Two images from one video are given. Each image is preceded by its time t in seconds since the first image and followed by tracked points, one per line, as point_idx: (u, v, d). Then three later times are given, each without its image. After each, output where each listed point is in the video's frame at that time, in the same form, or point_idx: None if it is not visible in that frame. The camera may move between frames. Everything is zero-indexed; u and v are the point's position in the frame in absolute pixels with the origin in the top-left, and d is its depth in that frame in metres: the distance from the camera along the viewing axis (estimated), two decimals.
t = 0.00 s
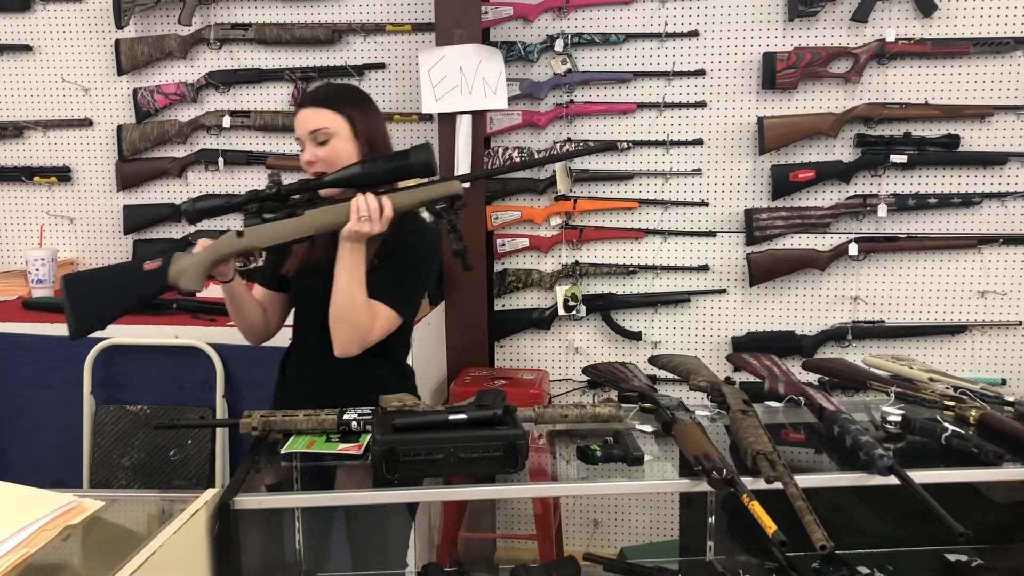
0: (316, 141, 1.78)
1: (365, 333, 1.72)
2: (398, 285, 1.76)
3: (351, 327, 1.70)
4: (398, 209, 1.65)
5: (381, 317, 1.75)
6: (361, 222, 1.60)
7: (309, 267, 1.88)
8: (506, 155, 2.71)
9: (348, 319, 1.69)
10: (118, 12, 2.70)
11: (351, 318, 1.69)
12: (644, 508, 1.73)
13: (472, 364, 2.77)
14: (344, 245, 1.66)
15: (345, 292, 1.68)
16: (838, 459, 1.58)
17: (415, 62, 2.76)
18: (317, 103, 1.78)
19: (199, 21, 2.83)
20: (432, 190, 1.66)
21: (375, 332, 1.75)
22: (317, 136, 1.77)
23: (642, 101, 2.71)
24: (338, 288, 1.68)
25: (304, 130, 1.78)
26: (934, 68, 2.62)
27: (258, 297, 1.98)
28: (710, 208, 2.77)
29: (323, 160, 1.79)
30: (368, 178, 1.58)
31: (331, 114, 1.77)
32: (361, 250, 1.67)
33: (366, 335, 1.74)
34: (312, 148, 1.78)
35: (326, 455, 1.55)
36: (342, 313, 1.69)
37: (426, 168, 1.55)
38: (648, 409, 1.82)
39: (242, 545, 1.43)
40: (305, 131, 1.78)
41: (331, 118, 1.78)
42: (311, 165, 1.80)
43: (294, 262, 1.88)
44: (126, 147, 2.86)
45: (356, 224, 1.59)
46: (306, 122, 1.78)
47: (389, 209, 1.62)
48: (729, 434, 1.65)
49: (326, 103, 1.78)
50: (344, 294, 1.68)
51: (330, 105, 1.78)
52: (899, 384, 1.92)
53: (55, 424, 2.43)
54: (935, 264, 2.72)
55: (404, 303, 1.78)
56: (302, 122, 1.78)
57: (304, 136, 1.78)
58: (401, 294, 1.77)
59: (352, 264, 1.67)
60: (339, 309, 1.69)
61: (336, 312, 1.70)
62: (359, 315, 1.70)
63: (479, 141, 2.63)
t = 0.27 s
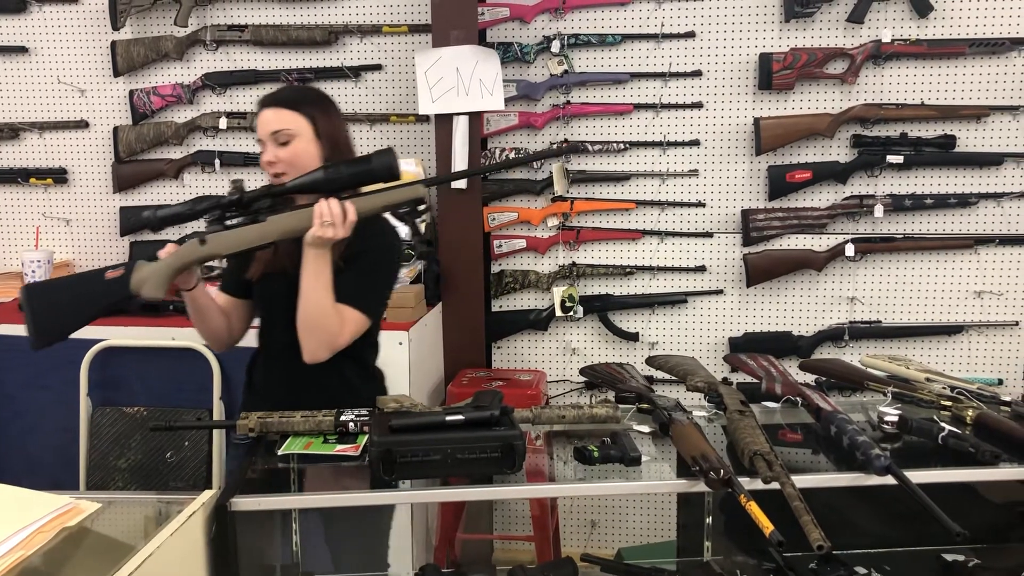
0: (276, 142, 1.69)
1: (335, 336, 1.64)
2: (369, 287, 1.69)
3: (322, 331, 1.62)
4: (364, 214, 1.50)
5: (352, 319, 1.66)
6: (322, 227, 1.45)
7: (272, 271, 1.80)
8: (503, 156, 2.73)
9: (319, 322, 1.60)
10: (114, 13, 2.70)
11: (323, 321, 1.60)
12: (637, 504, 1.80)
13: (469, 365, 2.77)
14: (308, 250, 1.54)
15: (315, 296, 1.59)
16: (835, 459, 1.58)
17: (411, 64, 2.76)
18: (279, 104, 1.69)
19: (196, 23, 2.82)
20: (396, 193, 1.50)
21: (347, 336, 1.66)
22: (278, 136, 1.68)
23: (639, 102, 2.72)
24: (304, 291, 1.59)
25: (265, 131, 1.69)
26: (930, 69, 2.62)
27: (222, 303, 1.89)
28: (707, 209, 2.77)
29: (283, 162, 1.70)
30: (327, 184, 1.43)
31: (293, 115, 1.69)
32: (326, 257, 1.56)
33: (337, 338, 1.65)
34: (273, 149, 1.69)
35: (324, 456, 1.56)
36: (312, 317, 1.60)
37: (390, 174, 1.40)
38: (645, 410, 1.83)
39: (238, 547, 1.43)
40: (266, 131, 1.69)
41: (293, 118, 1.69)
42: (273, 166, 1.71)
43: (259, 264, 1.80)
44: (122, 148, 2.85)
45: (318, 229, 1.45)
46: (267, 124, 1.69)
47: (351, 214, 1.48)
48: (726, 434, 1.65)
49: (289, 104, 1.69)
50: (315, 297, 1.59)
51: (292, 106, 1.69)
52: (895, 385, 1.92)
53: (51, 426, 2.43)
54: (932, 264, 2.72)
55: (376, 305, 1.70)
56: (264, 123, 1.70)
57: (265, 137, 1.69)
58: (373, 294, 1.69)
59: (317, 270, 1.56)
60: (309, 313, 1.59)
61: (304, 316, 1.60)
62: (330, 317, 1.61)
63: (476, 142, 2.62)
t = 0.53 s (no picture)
0: (202, 146, 1.68)
1: (252, 352, 1.69)
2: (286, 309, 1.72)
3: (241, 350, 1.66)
4: (280, 231, 1.47)
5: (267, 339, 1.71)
6: (240, 246, 1.41)
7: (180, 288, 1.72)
8: (502, 157, 2.74)
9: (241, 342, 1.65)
10: (114, 13, 2.70)
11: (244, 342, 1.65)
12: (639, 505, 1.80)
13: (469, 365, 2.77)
14: (222, 271, 1.53)
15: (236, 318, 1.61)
16: (836, 459, 1.58)
17: (411, 64, 2.77)
18: (201, 110, 1.70)
19: (195, 23, 2.82)
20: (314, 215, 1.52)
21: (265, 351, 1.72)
22: (208, 142, 1.68)
23: (639, 102, 2.72)
24: (221, 310, 1.60)
25: (194, 136, 1.67)
26: (929, 69, 2.62)
27: (109, 318, 1.78)
28: (707, 209, 2.77)
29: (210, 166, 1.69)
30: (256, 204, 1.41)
31: (220, 120, 1.70)
32: (241, 275, 1.56)
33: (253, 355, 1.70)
34: (200, 153, 1.68)
35: (324, 456, 1.56)
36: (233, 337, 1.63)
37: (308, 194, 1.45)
38: (645, 410, 1.83)
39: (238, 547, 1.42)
40: (197, 136, 1.67)
41: (221, 122, 1.70)
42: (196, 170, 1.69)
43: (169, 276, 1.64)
44: (122, 148, 2.85)
45: (234, 248, 1.41)
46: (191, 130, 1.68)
47: (269, 233, 1.44)
48: (727, 435, 1.65)
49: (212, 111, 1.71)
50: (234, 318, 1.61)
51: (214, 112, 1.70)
52: (895, 384, 1.92)
53: (52, 426, 2.42)
54: (931, 264, 2.73)
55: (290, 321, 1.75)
56: (185, 130, 1.68)
57: (192, 142, 1.67)
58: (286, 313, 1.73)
59: (233, 289, 1.57)
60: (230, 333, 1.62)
61: (221, 338, 1.63)
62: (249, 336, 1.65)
63: (475, 142, 2.62)
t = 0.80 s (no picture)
0: (185, 146, 1.50)
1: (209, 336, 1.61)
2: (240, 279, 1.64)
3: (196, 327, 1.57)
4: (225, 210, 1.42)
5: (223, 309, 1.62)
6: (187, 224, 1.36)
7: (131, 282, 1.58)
8: (505, 157, 2.74)
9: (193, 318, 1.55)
10: (118, 14, 2.71)
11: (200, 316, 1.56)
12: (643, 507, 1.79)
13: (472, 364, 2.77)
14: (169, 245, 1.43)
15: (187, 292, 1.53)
16: (839, 458, 1.58)
17: (415, 64, 2.77)
18: (183, 106, 1.51)
19: (199, 23, 2.83)
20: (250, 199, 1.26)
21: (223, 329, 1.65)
22: (191, 144, 1.51)
23: (642, 102, 2.72)
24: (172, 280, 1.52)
25: (178, 134, 1.49)
26: (933, 69, 2.62)
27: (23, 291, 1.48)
28: (710, 209, 2.77)
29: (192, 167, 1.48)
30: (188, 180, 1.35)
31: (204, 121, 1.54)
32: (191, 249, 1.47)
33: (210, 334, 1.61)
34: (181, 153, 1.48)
35: (330, 456, 1.58)
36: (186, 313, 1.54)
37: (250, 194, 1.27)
38: (648, 410, 1.83)
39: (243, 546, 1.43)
40: (182, 137, 1.50)
41: (203, 123, 1.54)
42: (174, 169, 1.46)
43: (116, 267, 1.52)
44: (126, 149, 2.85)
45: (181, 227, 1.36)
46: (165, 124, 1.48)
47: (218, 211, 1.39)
48: (730, 434, 1.65)
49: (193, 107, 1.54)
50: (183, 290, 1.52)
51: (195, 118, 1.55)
52: (898, 384, 1.92)
53: (56, 426, 2.43)
54: (934, 264, 2.72)
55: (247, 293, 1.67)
56: (159, 125, 1.48)
57: (172, 140, 1.48)
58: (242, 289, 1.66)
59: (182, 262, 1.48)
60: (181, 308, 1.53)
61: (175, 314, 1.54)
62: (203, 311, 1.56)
63: (479, 142, 2.61)
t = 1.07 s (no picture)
0: (178, 155, 1.19)
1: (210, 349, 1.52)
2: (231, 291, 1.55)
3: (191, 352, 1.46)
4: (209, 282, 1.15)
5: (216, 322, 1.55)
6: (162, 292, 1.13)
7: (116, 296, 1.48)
8: (511, 156, 2.74)
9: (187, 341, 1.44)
10: (124, 13, 2.71)
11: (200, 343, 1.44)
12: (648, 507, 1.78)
13: (477, 364, 2.78)
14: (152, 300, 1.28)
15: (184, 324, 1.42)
16: (845, 458, 1.58)
17: (420, 64, 2.77)
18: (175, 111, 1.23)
19: (204, 22, 2.83)
20: (227, 266, 1.12)
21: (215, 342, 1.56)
22: (182, 152, 1.20)
23: (647, 101, 2.72)
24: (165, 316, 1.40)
25: (169, 139, 1.19)
26: (939, 68, 2.61)
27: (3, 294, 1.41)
28: (716, 208, 2.77)
29: (185, 179, 1.17)
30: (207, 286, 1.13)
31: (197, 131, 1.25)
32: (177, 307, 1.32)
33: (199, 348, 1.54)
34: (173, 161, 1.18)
35: (336, 455, 1.58)
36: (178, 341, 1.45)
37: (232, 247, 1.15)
38: (654, 409, 1.83)
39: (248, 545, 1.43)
40: (177, 146, 1.20)
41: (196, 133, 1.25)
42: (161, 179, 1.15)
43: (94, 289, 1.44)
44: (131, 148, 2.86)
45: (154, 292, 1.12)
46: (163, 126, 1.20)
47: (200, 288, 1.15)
48: (736, 434, 1.64)
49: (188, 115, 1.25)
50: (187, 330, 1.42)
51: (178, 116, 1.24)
52: (905, 383, 1.92)
53: (61, 425, 2.43)
54: (940, 264, 2.72)
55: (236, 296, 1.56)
56: (148, 131, 1.19)
57: (161, 147, 1.18)
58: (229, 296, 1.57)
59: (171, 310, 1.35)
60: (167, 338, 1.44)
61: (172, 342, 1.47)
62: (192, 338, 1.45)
63: (484, 142, 2.61)
